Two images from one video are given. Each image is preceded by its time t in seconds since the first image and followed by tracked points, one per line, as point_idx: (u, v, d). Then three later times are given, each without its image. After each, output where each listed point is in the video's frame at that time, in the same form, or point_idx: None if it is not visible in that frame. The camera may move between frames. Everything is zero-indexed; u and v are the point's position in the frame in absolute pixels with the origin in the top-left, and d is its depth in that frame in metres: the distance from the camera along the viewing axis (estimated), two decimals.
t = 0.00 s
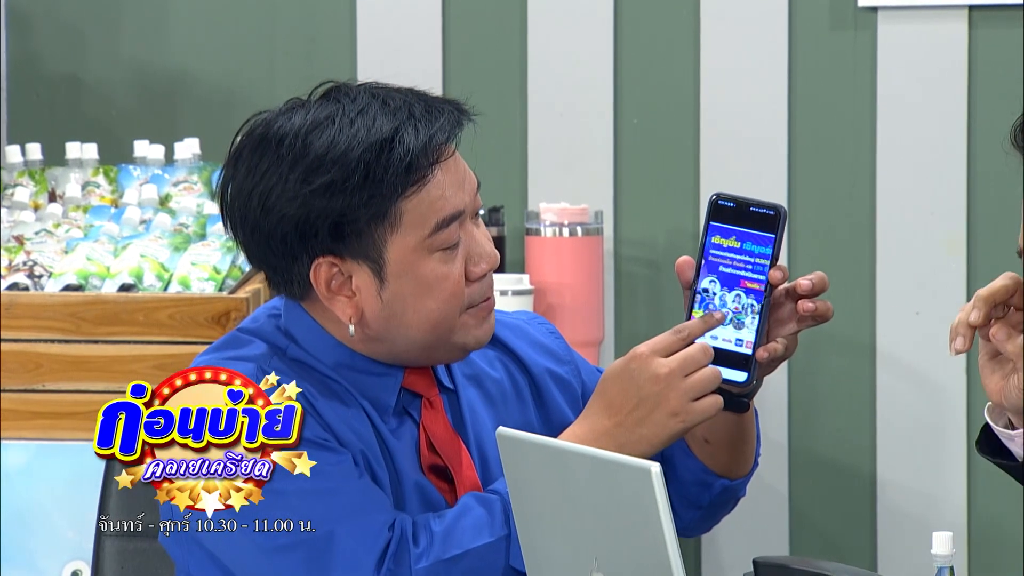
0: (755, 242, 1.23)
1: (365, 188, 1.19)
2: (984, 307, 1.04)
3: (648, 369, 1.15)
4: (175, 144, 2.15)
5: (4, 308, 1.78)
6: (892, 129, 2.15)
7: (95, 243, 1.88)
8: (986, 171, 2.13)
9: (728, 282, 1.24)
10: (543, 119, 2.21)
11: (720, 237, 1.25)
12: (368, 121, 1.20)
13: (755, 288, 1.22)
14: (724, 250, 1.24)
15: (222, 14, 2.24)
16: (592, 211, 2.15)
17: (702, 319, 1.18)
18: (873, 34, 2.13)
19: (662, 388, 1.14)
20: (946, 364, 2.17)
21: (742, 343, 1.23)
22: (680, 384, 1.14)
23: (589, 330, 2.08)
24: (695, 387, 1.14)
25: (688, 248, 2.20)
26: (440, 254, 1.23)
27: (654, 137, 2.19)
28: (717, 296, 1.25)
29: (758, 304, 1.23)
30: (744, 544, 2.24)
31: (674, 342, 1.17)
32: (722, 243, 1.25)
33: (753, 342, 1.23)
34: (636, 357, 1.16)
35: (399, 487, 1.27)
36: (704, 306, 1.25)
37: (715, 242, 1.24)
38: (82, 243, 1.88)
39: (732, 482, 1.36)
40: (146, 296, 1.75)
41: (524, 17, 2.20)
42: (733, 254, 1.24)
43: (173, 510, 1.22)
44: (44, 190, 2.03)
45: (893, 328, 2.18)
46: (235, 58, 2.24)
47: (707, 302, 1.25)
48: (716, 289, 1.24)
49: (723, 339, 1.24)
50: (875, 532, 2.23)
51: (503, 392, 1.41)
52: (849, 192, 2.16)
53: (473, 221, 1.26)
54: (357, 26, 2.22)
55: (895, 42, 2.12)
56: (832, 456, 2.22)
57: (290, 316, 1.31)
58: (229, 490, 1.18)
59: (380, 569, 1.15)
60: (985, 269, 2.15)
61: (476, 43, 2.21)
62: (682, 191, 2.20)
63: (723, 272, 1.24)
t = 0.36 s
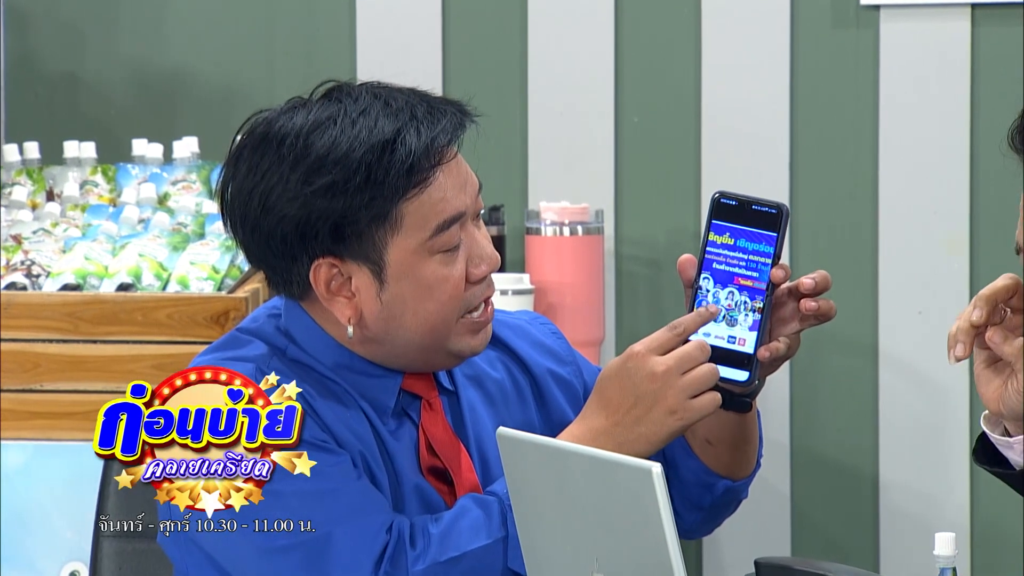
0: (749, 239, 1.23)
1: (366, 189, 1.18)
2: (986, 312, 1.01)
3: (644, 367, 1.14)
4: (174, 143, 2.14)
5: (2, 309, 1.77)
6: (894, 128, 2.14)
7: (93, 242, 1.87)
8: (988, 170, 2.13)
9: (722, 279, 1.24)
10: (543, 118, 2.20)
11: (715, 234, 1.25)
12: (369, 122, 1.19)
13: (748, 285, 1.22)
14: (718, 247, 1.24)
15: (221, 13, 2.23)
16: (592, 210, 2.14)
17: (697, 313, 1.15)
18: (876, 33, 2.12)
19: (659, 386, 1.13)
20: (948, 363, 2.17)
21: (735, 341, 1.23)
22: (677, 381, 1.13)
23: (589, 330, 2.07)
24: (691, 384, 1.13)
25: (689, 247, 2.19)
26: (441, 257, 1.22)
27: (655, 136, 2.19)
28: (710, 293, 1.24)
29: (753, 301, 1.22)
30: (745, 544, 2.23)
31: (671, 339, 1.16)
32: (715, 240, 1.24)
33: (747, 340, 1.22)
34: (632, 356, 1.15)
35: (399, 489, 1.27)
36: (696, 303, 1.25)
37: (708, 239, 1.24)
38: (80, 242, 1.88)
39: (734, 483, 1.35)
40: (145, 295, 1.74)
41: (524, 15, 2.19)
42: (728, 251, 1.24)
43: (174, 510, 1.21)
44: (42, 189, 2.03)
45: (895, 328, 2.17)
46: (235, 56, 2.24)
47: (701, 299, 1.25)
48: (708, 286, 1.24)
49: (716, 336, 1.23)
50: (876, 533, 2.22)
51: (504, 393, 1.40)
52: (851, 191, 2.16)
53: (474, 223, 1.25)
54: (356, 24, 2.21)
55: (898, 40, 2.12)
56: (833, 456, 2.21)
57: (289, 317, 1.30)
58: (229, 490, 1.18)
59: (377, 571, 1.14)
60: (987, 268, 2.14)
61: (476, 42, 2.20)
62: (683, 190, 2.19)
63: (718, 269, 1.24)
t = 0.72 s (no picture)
0: (752, 239, 1.22)
1: (365, 186, 1.17)
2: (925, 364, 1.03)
3: (653, 360, 1.13)
4: (172, 141, 2.13)
5: None
6: (896, 127, 2.13)
7: (91, 242, 1.86)
8: (991, 169, 2.12)
9: (725, 279, 1.23)
10: (543, 117, 2.19)
11: (718, 234, 1.24)
12: (368, 118, 1.18)
13: (751, 285, 1.22)
14: (721, 247, 1.24)
15: (219, 11, 2.22)
16: (592, 210, 2.13)
17: (707, 308, 1.14)
18: (878, 31, 2.11)
19: (668, 378, 1.13)
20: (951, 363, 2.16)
21: (738, 341, 1.22)
22: (685, 375, 1.12)
23: (589, 330, 2.07)
24: (701, 377, 1.12)
25: (691, 246, 2.18)
26: (441, 254, 1.21)
27: (656, 135, 2.18)
28: (713, 294, 1.24)
29: (757, 301, 1.22)
30: (746, 545, 2.22)
31: (681, 333, 1.15)
32: (718, 240, 1.24)
33: (751, 340, 1.22)
34: (640, 349, 1.14)
35: (400, 489, 1.26)
36: (699, 303, 1.24)
37: (710, 239, 1.24)
38: (78, 242, 1.87)
39: (735, 483, 1.35)
40: (142, 295, 1.73)
41: (524, 13, 2.18)
42: (731, 251, 1.23)
43: (173, 510, 1.20)
44: (39, 188, 2.02)
45: (897, 328, 2.16)
46: (234, 55, 2.23)
47: (704, 299, 1.24)
48: (711, 286, 1.24)
49: (719, 336, 1.23)
50: (878, 533, 2.21)
51: (504, 392, 1.39)
52: (853, 191, 2.15)
53: (474, 219, 1.25)
54: (356, 23, 2.21)
55: (900, 39, 2.11)
56: (835, 456, 2.20)
57: (288, 316, 1.29)
58: (229, 490, 1.17)
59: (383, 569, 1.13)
60: (990, 268, 2.13)
61: (476, 40, 2.19)
62: (684, 190, 2.18)
63: (721, 269, 1.23)
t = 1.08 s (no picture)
0: (762, 238, 1.23)
1: (381, 187, 1.17)
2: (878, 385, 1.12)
3: (669, 370, 1.14)
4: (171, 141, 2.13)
5: None
6: (897, 126, 2.12)
7: (89, 242, 1.86)
8: (993, 168, 2.11)
9: (735, 279, 1.24)
10: (543, 116, 2.19)
11: (728, 233, 1.25)
12: (384, 120, 1.18)
13: (761, 285, 1.22)
14: (731, 246, 1.24)
15: (219, 10, 2.21)
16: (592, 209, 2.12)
17: (724, 319, 1.15)
18: (879, 31, 2.11)
19: (684, 390, 1.13)
20: (954, 364, 2.15)
21: (749, 340, 1.23)
22: (702, 387, 1.13)
23: (589, 331, 2.07)
24: (718, 389, 1.12)
25: (692, 246, 2.18)
26: (456, 256, 1.21)
27: (657, 134, 2.17)
28: (723, 293, 1.25)
29: (766, 300, 1.22)
30: (746, 546, 2.22)
31: (699, 343, 1.15)
32: (728, 240, 1.24)
33: (761, 339, 1.22)
34: (657, 358, 1.14)
35: (410, 493, 1.25)
36: (710, 303, 1.25)
37: (720, 238, 1.24)
38: (77, 241, 1.86)
39: (742, 484, 1.34)
40: (141, 295, 1.73)
41: (524, 13, 2.17)
42: (741, 250, 1.24)
43: (174, 510, 1.21)
44: (38, 188, 2.01)
45: (898, 328, 2.16)
46: (234, 54, 2.22)
47: (714, 299, 1.25)
48: (721, 286, 1.24)
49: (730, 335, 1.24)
50: (879, 534, 2.21)
51: (513, 395, 1.39)
52: (854, 190, 2.14)
53: (488, 222, 1.24)
54: (356, 22, 2.20)
55: (901, 38, 2.10)
56: (836, 457, 2.19)
57: (299, 317, 1.29)
58: (229, 490, 1.17)
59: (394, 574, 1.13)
60: (992, 268, 2.13)
61: (476, 40, 2.19)
62: (685, 189, 2.18)
63: (731, 268, 1.24)
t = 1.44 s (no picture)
0: (764, 239, 1.23)
1: (384, 186, 1.16)
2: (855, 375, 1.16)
3: (661, 377, 1.15)
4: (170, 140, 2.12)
5: None
6: (897, 125, 2.12)
7: (87, 241, 1.85)
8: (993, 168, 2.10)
9: (737, 280, 1.24)
10: (542, 115, 2.18)
11: (730, 235, 1.25)
12: (388, 118, 1.18)
13: (764, 287, 1.22)
14: (733, 248, 1.24)
15: (217, 9, 2.21)
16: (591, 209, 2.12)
17: (716, 325, 1.17)
18: (879, 30, 2.10)
19: (676, 397, 1.14)
20: (954, 364, 2.15)
21: (750, 343, 1.23)
22: (694, 394, 1.15)
23: (588, 331, 2.06)
24: (710, 396, 1.14)
25: (691, 245, 2.17)
26: (459, 256, 1.20)
27: (656, 133, 2.17)
28: (725, 295, 1.24)
29: (769, 302, 1.22)
30: (746, 546, 2.21)
31: (689, 350, 1.17)
32: (730, 241, 1.24)
33: (762, 341, 1.22)
34: (649, 365, 1.16)
35: (410, 496, 1.25)
36: (711, 305, 1.25)
37: (723, 239, 1.24)
38: (75, 241, 1.86)
39: (744, 487, 1.34)
40: (138, 295, 1.72)
41: (524, 12, 2.17)
42: (743, 252, 1.24)
43: (173, 510, 1.20)
44: (36, 187, 2.01)
45: (898, 328, 2.15)
46: (232, 53, 2.22)
47: (715, 301, 1.24)
48: (723, 288, 1.24)
49: (730, 337, 1.23)
50: (879, 534, 2.20)
51: (514, 396, 1.38)
52: (853, 190, 2.14)
53: (492, 222, 1.24)
54: (355, 21, 2.20)
55: (901, 37, 2.10)
56: (835, 457, 2.19)
57: (301, 316, 1.29)
58: (229, 489, 1.17)
59: None
60: (992, 268, 2.12)
61: (476, 39, 2.18)
62: (684, 189, 2.17)
63: (733, 270, 1.24)
